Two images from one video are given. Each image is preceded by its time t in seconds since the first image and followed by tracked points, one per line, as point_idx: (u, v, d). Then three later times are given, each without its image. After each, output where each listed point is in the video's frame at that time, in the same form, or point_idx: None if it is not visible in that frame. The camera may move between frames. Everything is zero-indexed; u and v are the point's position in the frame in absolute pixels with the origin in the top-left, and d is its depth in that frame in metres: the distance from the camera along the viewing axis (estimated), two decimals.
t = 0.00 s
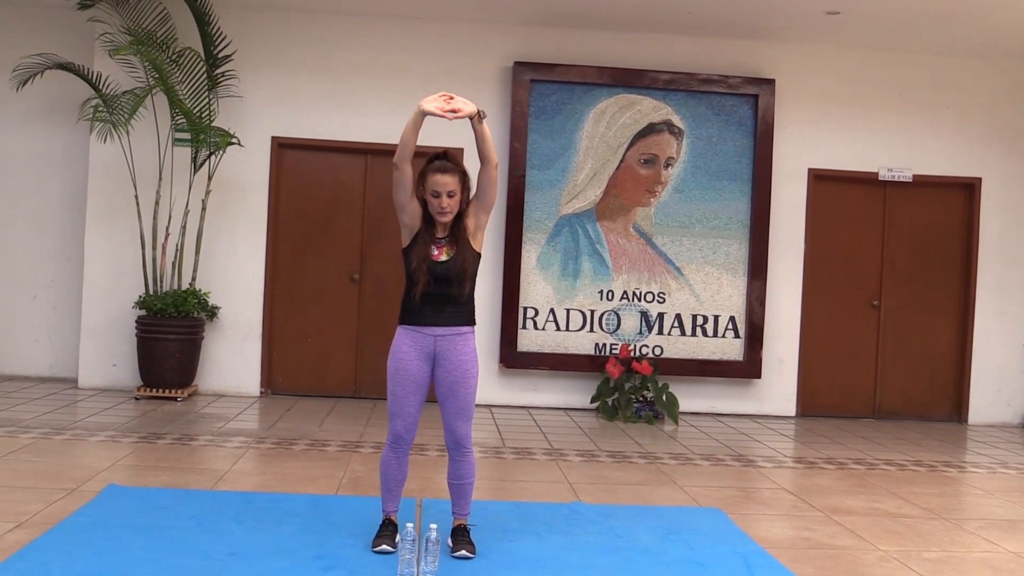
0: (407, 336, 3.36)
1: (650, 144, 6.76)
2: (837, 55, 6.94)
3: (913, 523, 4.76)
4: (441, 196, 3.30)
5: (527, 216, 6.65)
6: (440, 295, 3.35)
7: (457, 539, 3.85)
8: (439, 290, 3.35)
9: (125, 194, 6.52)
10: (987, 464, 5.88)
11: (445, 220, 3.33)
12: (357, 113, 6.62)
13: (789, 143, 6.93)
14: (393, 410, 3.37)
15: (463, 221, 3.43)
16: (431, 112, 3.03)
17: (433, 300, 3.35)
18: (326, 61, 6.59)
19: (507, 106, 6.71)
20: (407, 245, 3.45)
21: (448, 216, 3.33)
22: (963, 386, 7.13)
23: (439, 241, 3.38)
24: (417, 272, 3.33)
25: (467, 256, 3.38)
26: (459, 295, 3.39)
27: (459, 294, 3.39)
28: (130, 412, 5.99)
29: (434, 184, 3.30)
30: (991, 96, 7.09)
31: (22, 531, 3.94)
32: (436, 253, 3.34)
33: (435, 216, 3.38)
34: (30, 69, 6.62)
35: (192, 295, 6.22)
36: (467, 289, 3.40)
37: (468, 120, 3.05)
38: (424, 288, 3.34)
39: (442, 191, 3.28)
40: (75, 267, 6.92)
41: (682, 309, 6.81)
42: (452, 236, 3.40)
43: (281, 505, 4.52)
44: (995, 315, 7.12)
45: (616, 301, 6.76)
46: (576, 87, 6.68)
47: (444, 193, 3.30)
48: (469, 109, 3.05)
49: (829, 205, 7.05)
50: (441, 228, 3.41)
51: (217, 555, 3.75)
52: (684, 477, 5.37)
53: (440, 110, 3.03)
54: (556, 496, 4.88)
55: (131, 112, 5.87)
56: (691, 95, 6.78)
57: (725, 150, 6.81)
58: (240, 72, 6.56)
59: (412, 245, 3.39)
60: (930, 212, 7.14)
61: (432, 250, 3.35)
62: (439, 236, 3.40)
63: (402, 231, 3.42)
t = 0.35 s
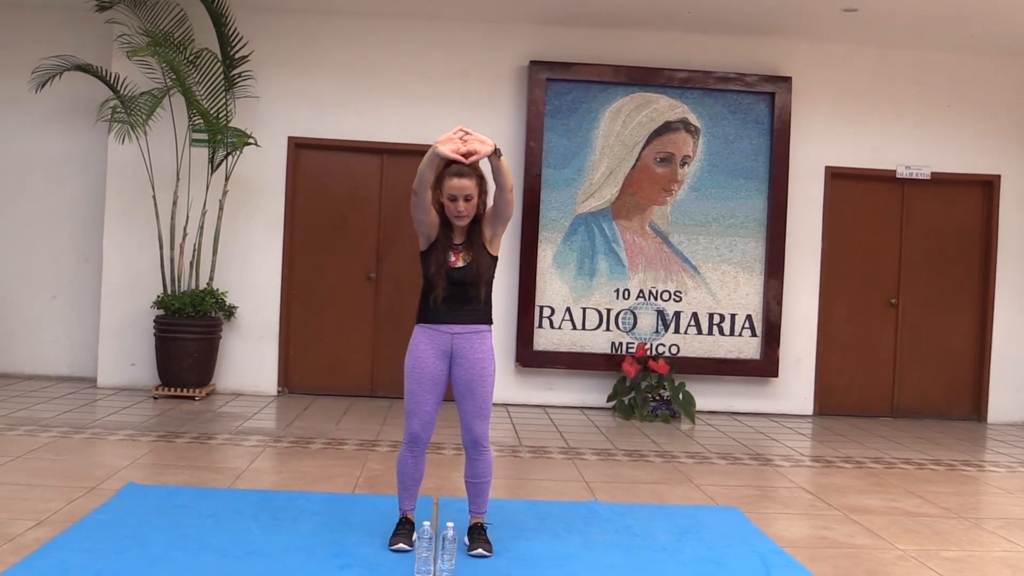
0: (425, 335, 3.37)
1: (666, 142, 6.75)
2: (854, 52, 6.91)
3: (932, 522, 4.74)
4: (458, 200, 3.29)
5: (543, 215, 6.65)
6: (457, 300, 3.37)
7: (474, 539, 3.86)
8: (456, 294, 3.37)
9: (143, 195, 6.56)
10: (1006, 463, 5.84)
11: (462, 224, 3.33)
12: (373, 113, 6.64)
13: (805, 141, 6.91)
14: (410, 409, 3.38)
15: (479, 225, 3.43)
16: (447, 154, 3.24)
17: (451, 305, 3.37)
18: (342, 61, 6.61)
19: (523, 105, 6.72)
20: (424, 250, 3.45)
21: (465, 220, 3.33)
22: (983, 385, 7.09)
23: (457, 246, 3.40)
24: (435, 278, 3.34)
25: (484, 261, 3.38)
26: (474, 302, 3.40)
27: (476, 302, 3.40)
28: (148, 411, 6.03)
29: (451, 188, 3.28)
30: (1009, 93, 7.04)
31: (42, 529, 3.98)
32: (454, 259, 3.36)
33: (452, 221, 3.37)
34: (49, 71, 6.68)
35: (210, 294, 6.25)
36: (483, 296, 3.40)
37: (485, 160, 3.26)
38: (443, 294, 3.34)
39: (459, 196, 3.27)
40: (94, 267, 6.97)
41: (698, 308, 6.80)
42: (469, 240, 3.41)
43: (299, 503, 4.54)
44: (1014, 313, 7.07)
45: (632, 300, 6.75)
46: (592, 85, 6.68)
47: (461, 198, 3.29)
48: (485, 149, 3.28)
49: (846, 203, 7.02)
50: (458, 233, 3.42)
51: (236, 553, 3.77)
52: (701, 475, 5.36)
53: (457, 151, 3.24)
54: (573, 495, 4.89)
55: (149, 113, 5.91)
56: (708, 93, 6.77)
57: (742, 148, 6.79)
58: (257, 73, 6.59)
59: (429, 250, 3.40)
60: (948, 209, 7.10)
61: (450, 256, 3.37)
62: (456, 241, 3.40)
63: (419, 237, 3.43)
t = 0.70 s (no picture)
0: (436, 322, 3.37)
1: (676, 128, 6.73)
2: (866, 38, 6.87)
3: (943, 509, 4.73)
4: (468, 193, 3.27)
5: (553, 202, 6.64)
6: (469, 289, 3.37)
7: (485, 525, 3.87)
8: (466, 285, 3.37)
9: (153, 182, 6.58)
10: (1018, 450, 5.82)
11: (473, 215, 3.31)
12: (383, 101, 6.64)
13: (817, 127, 6.88)
14: (421, 396, 3.39)
15: (490, 216, 3.43)
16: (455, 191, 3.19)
17: (463, 295, 3.36)
18: (352, 48, 6.60)
19: (533, 92, 6.70)
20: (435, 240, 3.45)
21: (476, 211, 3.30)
22: (994, 372, 7.07)
23: (468, 237, 3.40)
24: (446, 270, 3.35)
25: (494, 252, 3.40)
26: (484, 290, 3.40)
27: (485, 293, 3.39)
28: (160, 398, 6.06)
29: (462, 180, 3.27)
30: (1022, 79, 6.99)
31: (56, 515, 4.00)
32: (465, 249, 3.36)
33: (463, 213, 3.37)
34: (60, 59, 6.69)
35: (220, 282, 6.27)
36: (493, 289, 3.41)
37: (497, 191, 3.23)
38: (455, 285, 3.34)
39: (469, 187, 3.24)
40: (105, 254, 6.99)
41: (709, 295, 6.79)
42: (479, 232, 3.41)
43: (311, 489, 4.56)
44: None
45: (643, 286, 6.75)
46: (602, 71, 6.66)
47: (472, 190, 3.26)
48: (495, 185, 3.21)
49: (857, 190, 6.99)
50: (468, 224, 3.41)
51: (247, 539, 3.79)
52: (711, 462, 5.36)
53: (465, 191, 3.17)
54: (584, 481, 4.89)
55: (159, 101, 5.91)
56: (719, 79, 6.74)
57: (753, 134, 6.76)
58: (267, 60, 6.58)
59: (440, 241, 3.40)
60: (959, 196, 7.07)
61: (461, 246, 3.38)
62: (467, 232, 3.40)
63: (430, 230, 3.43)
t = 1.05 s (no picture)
0: (438, 313, 3.37)
1: (680, 118, 6.71)
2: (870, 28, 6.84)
3: (946, 500, 4.73)
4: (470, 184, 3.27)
5: (557, 192, 6.63)
6: (472, 281, 3.37)
7: (488, 515, 3.88)
8: (469, 276, 3.37)
9: (156, 174, 6.58)
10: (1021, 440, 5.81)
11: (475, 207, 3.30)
12: (386, 91, 6.63)
13: (821, 117, 6.86)
14: (423, 387, 3.39)
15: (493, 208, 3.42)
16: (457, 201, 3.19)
17: (465, 286, 3.36)
18: (355, 38, 6.59)
19: (536, 82, 6.69)
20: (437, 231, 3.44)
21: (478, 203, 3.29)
22: (998, 362, 7.05)
23: (470, 228, 3.39)
24: (449, 261, 3.34)
25: (497, 243, 3.39)
26: (487, 282, 3.39)
27: (487, 284, 3.38)
28: (163, 389, 6.07)
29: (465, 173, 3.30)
30: None
31: (60, 505, 4.01)
32: (467, 241, 3.36)
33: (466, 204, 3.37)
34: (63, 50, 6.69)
35: (224, 273, 6.28)
36: (496, 280, 3.40)
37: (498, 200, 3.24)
38: (457, 276, 3.33)
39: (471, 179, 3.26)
40: (109, 246, 7.00)
41: (712, 286, 6.78)
42: (482, 223, 3.40)
43: (314, 480, 4.57)
44: None
45: (646, 277, 6.74)
46: (606, 61, 6.64)
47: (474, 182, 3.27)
48: (497, 196, 3.21)
49: (862, 180, 6.97)
50: (471, 215, 3.39)
51: (251, 530, 3.80)
52: (714, 453, 5.36)
53: (466, 201, 3.18)
54: (587, 472, 4.90)
55: (161, 92, 5.92)
56: (722, 68, 6.72)
57: (757, 124, 6.74)
58: (269, 51, 6.58)
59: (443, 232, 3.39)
60: (964, 187, 7.04)
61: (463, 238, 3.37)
62: (470, 224, 3.39)
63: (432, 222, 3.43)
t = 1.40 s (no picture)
0: (433, 304, 3.37)
1: (675, 109, 6.71)
2: (866, 19, 6.84)
3: (939, 490, 4.75)
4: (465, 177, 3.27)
5: (552, 183, 6.63)
6: (466, 272, 3.36)
7: (483, 506, 3.89)
8: (463, 267, 3.37)
9: (151, 164, 6.57)
10: (1015, 431, 5.83)
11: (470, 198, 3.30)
12: (381, 81, 6.62)
13: (816, 108, 6.86)
14: (418, 377, 3.39)
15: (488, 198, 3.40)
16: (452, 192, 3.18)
17: (460, 277, 3.36)
18: (350, 29, 6.58)
19: (531, 73, 6.68)
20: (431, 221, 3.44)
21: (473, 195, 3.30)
22: (992, 352, 7.07)
23: (465, 218, 3.38)
24: (444, 252, 3.34)
25: (491, 234, 3.38)
26: (482, 273, 3.39)
27: (482, 275, 3.38)
28: (159, 379, 6.07)
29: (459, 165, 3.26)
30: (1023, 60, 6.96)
31: (55, 496, 4.02)
32: (462, 231, 3.35)
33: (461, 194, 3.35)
34: (57, 40, 6.66)
35: (219, 264, 6.27)
36: (490, 270, 3.40)
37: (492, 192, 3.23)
38: (452, 267, 3.34)
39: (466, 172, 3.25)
40: (104, 237, 6.99)
41: (707, 276, 6.79)
42: (477, 213, 3.38)
43: (309, 470, 4.57)
44: None
45: (641, 268, 6.75)
46: (601, 52, 6.63)
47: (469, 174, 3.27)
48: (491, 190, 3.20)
49: (857, 171, 6.98)
50: (466, 206, 3.38)
51: (246, 520, 3.81)
52: (708, 443, 5.37)
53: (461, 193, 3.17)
54: (581, 462, 4.91)
55: (156, 82, 5.91)
56: (718, 59, 6.71)
57: (752, 115, 6.74)
58: (264, 41, 6.56)
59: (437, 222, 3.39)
60: (959, 177, 7.06)
61: (458, 228, 3.36)
62: (464, 214, 3.38)
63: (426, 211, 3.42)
